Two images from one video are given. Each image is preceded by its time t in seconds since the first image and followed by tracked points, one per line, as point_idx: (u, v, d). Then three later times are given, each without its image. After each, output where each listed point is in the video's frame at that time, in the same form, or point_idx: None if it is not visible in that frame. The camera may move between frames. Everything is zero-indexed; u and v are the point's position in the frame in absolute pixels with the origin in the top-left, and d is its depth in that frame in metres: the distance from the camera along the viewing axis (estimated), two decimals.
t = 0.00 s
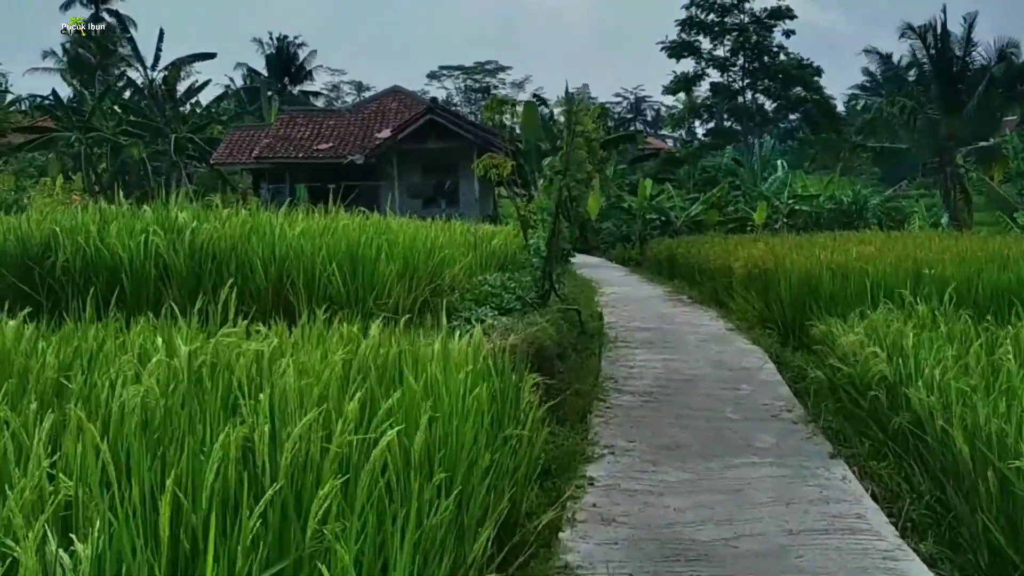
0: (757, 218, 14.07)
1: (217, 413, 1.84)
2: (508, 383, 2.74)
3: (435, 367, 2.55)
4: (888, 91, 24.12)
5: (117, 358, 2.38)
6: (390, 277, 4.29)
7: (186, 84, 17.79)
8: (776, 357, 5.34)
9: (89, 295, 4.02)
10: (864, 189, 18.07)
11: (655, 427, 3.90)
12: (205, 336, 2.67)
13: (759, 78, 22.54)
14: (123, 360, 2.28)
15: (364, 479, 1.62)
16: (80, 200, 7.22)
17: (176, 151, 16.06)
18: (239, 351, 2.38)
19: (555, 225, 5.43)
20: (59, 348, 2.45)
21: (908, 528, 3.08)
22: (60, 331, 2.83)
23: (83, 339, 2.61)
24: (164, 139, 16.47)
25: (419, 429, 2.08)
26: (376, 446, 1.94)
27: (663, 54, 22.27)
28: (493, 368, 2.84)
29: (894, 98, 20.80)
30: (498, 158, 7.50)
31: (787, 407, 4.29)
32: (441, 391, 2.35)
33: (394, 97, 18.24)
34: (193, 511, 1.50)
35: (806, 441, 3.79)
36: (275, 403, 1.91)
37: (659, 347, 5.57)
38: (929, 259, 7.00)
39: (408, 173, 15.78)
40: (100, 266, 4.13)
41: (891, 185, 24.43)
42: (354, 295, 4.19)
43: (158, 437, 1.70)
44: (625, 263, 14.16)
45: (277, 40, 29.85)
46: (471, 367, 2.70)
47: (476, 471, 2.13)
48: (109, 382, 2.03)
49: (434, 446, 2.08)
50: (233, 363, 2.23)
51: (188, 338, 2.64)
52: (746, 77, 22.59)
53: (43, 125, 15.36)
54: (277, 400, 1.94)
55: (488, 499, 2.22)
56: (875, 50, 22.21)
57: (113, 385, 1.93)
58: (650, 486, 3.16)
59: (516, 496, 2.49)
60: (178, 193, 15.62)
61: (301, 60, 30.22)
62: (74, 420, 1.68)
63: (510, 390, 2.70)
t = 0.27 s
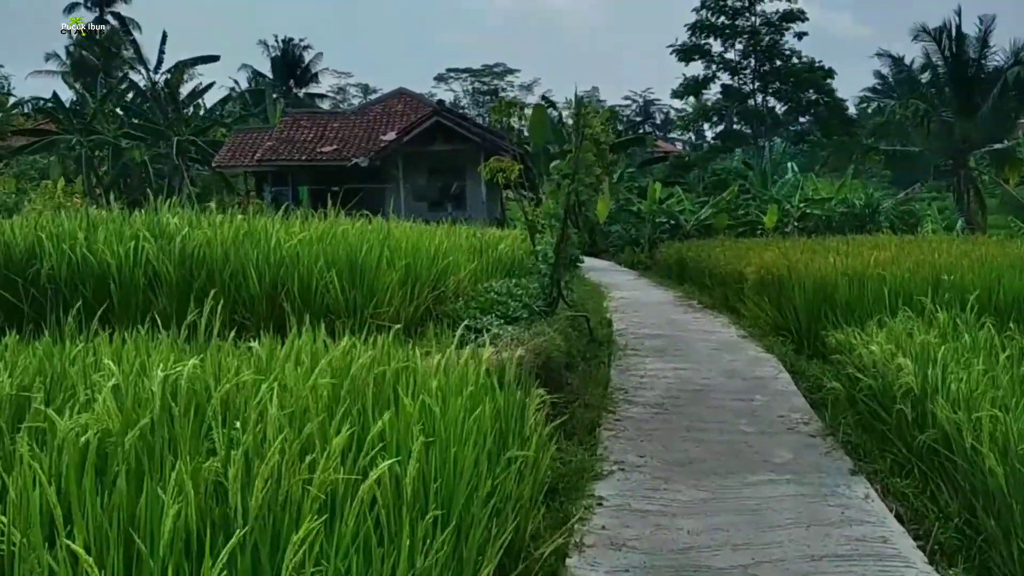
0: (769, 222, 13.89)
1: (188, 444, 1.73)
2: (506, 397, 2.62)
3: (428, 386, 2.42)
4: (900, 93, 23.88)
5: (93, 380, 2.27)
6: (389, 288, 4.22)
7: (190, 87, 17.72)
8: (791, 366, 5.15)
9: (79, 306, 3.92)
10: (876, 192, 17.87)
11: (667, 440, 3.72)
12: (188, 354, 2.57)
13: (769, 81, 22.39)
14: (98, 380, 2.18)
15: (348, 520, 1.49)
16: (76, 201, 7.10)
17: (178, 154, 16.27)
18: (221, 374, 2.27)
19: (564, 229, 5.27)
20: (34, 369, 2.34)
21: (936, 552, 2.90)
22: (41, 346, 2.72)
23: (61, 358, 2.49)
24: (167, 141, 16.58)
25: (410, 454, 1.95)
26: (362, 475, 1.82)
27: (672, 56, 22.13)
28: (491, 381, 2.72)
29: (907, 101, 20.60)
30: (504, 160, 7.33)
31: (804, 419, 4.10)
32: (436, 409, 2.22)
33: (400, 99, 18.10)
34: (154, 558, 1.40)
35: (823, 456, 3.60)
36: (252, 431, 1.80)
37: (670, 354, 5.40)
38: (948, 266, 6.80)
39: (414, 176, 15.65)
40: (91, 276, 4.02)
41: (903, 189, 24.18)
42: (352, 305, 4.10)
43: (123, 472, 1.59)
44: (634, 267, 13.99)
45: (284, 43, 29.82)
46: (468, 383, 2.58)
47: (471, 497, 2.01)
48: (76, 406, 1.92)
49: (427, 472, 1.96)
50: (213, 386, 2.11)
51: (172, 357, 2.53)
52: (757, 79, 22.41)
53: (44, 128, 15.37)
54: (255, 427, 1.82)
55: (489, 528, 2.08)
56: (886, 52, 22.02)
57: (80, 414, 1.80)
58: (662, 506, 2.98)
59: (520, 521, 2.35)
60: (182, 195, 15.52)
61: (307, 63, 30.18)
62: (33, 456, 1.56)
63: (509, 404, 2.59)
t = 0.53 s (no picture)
0: (780, 226, 13.64)
1: (138, 475, 1.57)
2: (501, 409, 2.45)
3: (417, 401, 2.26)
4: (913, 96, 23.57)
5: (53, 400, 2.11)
6: (386, 295, 4.04)
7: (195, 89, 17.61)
8: (807, 376, 4.93)
9: (61, 312, 3.76)
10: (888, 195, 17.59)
11: (676, 457, 3.53)
12: (161, 367, 2.41)
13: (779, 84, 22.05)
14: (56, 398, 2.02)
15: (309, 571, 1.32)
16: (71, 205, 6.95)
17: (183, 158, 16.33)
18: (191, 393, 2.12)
19: (568, 233, 5.07)
20: None
21: None
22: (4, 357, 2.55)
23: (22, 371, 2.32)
24: (172, 144, 16.59)
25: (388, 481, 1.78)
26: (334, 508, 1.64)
27: (680, 59, 21.93)
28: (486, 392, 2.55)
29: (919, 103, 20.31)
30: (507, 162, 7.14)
31: (821, 433, 3.90)
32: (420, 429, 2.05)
33: (406, 102, 17.94)
34: None
35: (842, 474, 3.40)
36: (209, 461, 1.64)
37: (679, 363, 5.20)
38: (968, 271, 6.57)
39: (420, 180, 15.48)
40: (73, 280, 3.85)
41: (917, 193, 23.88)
42: (347, 311, 3.93)
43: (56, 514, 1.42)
44: (643, 273, 13.79)
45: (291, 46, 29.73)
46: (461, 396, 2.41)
47: (457, 528, 1.83)
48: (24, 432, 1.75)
49: (408, 501, 1.78)
50: (177, 407, 1.95)
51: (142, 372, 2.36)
52: (766, 81, 22.07)
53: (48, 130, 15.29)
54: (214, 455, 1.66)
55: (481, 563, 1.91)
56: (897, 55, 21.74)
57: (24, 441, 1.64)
58: (670, 531, 2.79)
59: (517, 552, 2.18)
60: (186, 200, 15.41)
61: (314, 66, 30.07)
62: None
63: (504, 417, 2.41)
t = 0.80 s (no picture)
0: (790, 229, 13.44)
1: (92, 517, 1.47)
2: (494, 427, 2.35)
3: (405, 421, 2.16)
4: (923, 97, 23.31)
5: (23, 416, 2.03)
6: (381, 304, 3.95)
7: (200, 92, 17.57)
8: (820, 385, 4.79)
9: (49, 320, 3.68)
10: (900, 198, 17.34)
11: (685, 472, 3.39)
12: (140, 381, 2.33)
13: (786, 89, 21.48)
14: (25, 414, 1.95)
15: None
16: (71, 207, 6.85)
17: (189, 160, 16.33)
18: (167, 413, 2.03)
19: (570, 238, 4.94)
20: None
21: None
22: None
23: None
24: (178, 146, 16.56)
25: (366, 515, 1.69)
26: (307, 548, 1.55)
27: (687, 60, 21.78)
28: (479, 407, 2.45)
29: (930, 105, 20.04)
30: (511, 166, 7.00)
31: (836, 447, 3.74)
32: (404, 454, 1.96)
33: (411, 104, 17.82)
34: None
35: (860, 492, 3.24)
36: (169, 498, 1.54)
37: (688, 372, 5.06)
38: (983, 276, 6.39)
39: (426, 183, 15.38)
40: (62, 287, 3.77)
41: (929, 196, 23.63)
42: (342, 319, 3.85)
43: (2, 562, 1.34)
44: (652, 277, 13.64)
45: (298, 48, 29.65)
46: (453, 414, 2.32)
47: (442, 564, 1.74)
48: None
49: (390, 535, 1.68)
50: (149, 433, 1.86)
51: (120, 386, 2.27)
52: (773, 84, 21.55)
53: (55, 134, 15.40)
54: (180, 485, 1.58)
55: None
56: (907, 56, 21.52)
57: None
58: (680, 554, 2.64)
59: None
60: (191, 204, 15.38)
61: (321, 68, 29.98)
62: None
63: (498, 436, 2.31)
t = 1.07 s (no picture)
0: (801, 233, 13.22)
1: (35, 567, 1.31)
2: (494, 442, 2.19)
3: (396, 440, 2.00)
4: (935, 99, 23.03)
5: None
6: (378, 312, 3.78)
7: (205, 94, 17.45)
8: (838, 397, 4.59)
9: (33, 329, 3.53)
10: (912, 201, 17.08)
11: (699, 491, 3.20)
12: (113, 396, 2.17)
13: (797, 90, 21.09)
14: None
15: None
16: (68, 210, 6.70)
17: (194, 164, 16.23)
18: (138, 437, 1.87)
19: (577, 240, 4.74)
20: None
21: None
22: None
23: None
24: (183, 149, 16.48)
25: (346, 552, 1.53)
26: None
27: (695, 62, 21.57)
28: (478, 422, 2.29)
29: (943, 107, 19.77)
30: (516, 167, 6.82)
31: (857, 464, 3.55)
32: (392, 479, 1.81)
33: (417, 106, 17.66)
34: None
35: (885, 515, 3.05)
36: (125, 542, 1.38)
37: (699, 382, 4.87)
38: (1005, 281, 6.17)
39: (432, 186, 15.22)
40: (47, 293, 3.62)
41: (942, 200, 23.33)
42: (337, 327, 3.69)
43: None
44: (661, 282, 13.44)
45: (305, 51, 29.56)
46: (449, 429, 2.16)
47: None
48: None
49: None
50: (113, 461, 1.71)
51: (92, 403, 2.11)
52: (783, 86, 21.21)
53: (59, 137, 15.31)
54: (141, 527, 1.42)
55: None
56: (919, 57, 21.30)
57: None
58: None
59: None
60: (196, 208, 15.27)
61: (328, 72, 29.87)
62: None
63: (498, 452, 2.15)
